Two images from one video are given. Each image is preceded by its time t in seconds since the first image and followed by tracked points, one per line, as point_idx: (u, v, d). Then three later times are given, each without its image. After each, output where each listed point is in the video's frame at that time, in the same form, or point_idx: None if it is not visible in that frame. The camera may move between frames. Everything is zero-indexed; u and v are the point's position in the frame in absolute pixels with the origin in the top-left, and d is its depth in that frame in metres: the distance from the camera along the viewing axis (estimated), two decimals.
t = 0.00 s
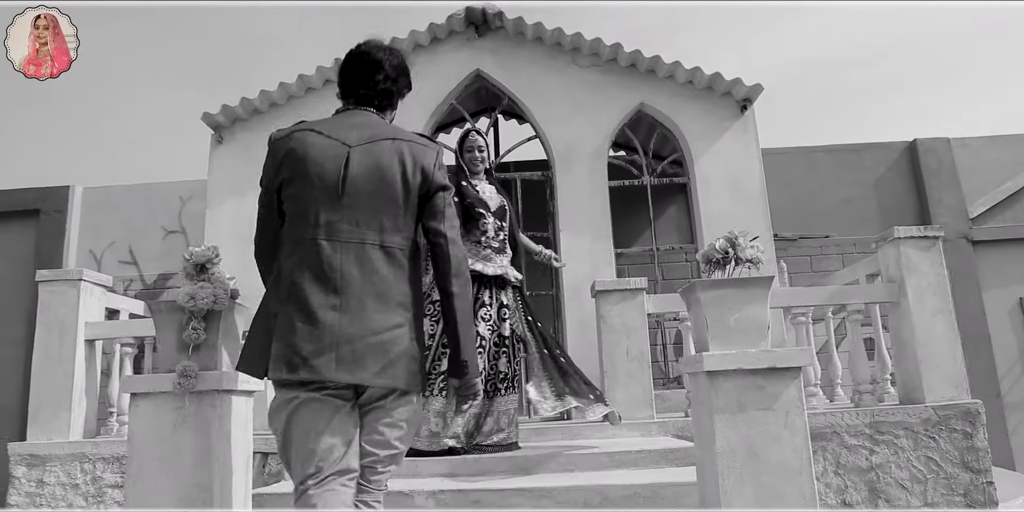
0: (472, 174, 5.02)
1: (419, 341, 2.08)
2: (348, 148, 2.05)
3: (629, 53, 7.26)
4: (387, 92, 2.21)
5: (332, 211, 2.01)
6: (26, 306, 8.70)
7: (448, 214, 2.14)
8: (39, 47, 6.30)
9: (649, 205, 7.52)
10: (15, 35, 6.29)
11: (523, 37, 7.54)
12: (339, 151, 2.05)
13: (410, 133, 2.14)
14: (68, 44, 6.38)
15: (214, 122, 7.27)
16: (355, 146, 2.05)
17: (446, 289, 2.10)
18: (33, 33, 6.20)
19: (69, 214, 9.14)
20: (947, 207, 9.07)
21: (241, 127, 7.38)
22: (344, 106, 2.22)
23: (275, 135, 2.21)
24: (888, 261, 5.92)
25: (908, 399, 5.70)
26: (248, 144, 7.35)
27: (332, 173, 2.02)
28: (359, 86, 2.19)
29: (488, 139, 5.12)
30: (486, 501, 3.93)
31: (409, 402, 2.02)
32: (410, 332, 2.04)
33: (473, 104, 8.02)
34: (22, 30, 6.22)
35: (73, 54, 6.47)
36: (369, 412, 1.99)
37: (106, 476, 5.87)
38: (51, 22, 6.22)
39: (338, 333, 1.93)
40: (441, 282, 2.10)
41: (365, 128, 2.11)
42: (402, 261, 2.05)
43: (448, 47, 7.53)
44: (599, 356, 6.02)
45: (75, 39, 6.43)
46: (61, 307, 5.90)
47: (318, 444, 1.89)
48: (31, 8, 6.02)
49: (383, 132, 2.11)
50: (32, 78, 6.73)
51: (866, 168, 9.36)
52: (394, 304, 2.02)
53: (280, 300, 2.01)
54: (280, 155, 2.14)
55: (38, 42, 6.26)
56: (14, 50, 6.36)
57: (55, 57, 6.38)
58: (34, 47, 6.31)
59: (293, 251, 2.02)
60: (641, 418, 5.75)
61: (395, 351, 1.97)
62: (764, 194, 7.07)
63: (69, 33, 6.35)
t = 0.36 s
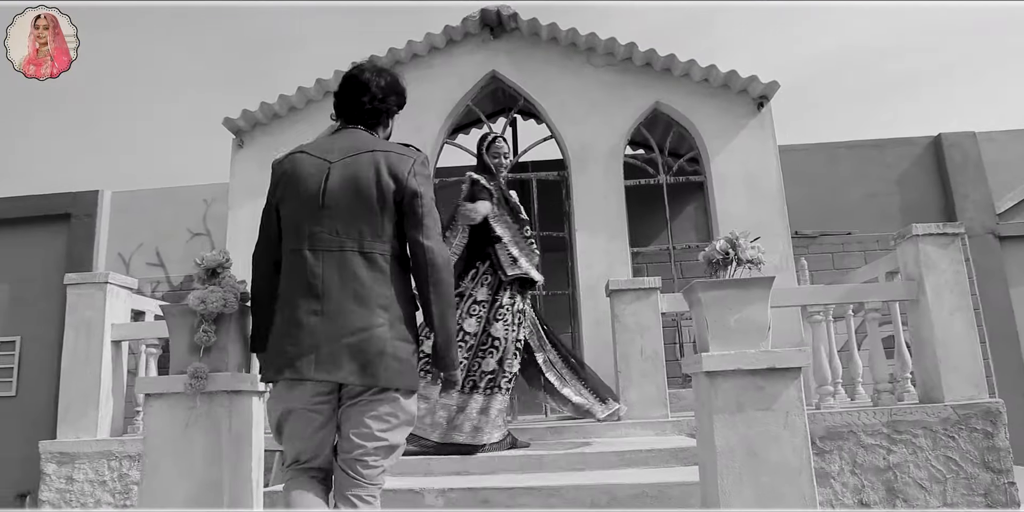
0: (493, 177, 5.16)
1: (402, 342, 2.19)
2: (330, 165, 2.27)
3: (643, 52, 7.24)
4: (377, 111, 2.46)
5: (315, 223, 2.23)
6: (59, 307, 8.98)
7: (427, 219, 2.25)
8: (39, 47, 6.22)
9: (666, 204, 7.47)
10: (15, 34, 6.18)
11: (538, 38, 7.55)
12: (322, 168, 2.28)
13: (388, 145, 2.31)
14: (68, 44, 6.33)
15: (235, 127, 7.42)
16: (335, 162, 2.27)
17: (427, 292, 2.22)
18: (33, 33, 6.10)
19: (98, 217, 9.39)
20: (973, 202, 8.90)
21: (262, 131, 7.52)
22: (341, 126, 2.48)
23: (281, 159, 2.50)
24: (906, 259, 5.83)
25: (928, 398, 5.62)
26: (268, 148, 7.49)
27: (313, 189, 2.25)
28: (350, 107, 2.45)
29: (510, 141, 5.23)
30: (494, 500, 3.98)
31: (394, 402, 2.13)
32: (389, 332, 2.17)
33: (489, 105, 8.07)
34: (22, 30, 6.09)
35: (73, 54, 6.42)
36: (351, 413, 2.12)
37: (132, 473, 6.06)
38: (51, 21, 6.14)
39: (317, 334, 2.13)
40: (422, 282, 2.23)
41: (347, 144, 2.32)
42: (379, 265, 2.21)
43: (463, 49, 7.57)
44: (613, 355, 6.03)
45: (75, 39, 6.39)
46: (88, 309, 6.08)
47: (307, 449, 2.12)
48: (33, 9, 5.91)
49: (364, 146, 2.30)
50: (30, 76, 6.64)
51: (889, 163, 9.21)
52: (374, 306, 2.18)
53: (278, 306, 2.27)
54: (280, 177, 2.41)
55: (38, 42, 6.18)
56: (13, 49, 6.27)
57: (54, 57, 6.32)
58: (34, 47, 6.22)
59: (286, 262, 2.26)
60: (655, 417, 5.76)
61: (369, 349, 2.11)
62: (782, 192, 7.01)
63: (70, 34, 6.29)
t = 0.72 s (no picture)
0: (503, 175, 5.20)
1: (363, 336, 2.39)
2: (306, 173, 2.55)
3: (653, 48, 7.19)
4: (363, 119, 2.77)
5: (293, 228, 2.53)
6: (82, 308, 9.18)
7: (389, 218, 2.41)
8: (39, 47, 6.17)
9: (677, 200, 7.40)
10: (14, 34, 6.14)
11: (548, 36, 7.54)
12: (300, 176, 2.56)
13: (356, 150, 2.51)
14: (68, 44, 6.27)
15: (249, 129, 7.52)
16: (311, 169, 2.54)
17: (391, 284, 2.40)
18: (32, 33, 6.06)
19: (119, 219, 9.55)
20: (995, 195, 8.72)
21: (275, 133, 7.61)
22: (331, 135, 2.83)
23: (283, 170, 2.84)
24: (920, 254, 5.73)
25: (943, 395, 5.52)
26: (281, 150, 7.58)
27: (292, 197, 2.55)
28: (336, 117, 2.79)
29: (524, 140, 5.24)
30: (495, 497, 4.00)
31: (353, 394, 2.34)
32: (348, 327, 2.38)
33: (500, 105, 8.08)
34: (22, 30, 6.05)
35: (73, 55, 6.37)
36: (322, 407, 2.37)
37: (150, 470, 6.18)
38: (51, 21, 6.09)
39: (290, 328, 2.43)
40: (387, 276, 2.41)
41: (324, 152, 2.59)
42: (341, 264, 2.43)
43: (473, 48, 7.59)
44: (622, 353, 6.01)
45: (75, 39, 6.33)
46: (106, 310, 6.21)
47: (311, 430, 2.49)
48: (32, 8, 5.87)
49: (338, 153, 2.54)
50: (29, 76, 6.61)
51: (908, 156, 9.05)
52: (336, 303, 2.41)
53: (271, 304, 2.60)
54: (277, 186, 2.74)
55: (38, 42, 6.13)
56: (14, 49, 6.23)
57: (55, 57, 6.26)
58: (34, 47, 6.18)
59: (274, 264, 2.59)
60: (664, 415, 5.74)
61: (325, 343, 2.35)
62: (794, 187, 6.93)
63: (70, 33, 6.24)
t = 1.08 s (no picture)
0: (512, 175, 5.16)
1: (316, 338, 2.50)
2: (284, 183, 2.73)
3: (667, 43, 7.11)
4: (352, 128, 3.01)
5: (273, 236, 2.73)
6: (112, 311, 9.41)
7: (337, 218, 2.42)
8: (40, 47, 6.37)
9: (694, 196, 7.27)
10: (14, 34, 6.31)
11: (561, 33, 7.50)
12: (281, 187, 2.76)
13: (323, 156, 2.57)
14: (68, 44, 6.48)
15: (266, 133, 7.63)
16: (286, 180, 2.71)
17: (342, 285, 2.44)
18: (32, 33, 6.23)
19: (147, 223, 9.75)
20: None
21: (292, 136, 7.72)
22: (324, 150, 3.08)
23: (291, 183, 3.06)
24: (942, 248, 5.57)
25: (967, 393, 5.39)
26: (299, 152, 7.68)
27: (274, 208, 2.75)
28: (328, 131, 3.03)
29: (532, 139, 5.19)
30: (500, 497, 4.00)
31: (313, 394, 2.47)
32: (302, 330, 2.51)
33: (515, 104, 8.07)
34: (22, 30, 6.23)
35: (74, 54, 6.60)
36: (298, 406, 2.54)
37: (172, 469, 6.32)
38: (51, 22, 6.29)
39: (265, 332, 2.64)
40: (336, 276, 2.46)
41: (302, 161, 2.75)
42: (299, 270, 2.56)
43: (487, 47, 7.59)
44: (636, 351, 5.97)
45: (74, 40, 6.59)
46: (129, 312, 6.34)
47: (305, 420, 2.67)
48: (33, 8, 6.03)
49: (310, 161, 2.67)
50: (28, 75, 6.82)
51: (936, 148, 8.83)
52: (296, 307, 2.55)
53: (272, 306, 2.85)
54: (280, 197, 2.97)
55: (38, 42, 6.32)
56: (14, 48, 6.41)
57: (55, 57, 6.51)
58: (34, 47, 6.37)
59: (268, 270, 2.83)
60: (678, 414, 5.69)
61: (280, 343, 2.54)
62: (813, 181, 6.80)
63: (68, 33, 6.43)
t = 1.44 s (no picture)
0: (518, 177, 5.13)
1: (285, 343, 2.59)
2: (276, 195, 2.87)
3: (684, 39, 7.01)
4: (346, 141, 3.16)
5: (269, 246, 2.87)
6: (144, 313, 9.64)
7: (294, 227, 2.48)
8: (39, 47, 5.90)
9: (715, 194, 7.12)
10: (15, 34, 5.85)
11: (578, 32, 7.44)
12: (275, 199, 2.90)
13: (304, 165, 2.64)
14: (68, 44, 5.98)
15: (287, 138, 7.73)
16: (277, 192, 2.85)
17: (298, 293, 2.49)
18: (32, 33, 5.80)
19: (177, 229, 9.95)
20: None
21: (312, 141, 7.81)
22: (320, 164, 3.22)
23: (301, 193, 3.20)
24: (969, 244, 5.39)
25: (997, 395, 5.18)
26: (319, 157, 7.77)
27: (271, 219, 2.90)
28: (322, 145, 3.17)
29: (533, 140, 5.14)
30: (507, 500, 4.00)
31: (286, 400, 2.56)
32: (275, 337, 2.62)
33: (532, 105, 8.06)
34: (21, 31, 5.81)
35: (73, 54, 6.07)
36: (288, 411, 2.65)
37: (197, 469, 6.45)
38: (51, 22, 5.85)
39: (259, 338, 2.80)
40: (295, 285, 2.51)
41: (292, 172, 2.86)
42: (272, 276, 2.66)
43: (503, 48, 7.58)
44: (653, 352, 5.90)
45: (76, 39, 6.05)
46: (155, 316, 6.48)
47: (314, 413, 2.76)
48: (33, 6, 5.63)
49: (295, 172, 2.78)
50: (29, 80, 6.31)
51: (969, 140, 8.56)
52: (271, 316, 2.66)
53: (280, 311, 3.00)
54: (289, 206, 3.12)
55: (38, 42, 5.86)
56: (11, 50, 5.93)
57: (55, 57, 6.00)
58: (34, 48, 5.90)
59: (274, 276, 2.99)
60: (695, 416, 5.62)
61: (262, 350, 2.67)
62: (836, 177, 6.65)
63: (70, 33, 5.96)
